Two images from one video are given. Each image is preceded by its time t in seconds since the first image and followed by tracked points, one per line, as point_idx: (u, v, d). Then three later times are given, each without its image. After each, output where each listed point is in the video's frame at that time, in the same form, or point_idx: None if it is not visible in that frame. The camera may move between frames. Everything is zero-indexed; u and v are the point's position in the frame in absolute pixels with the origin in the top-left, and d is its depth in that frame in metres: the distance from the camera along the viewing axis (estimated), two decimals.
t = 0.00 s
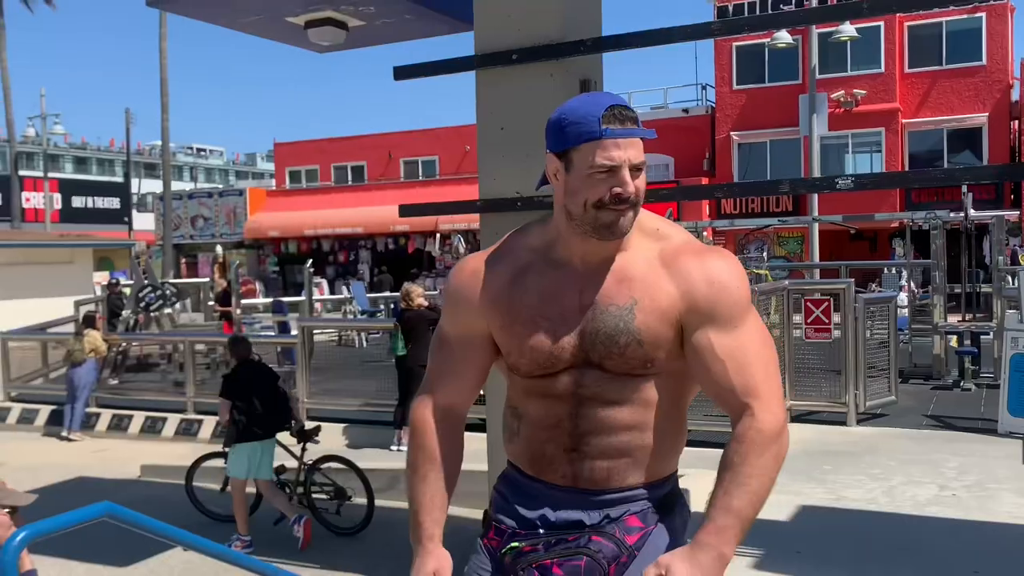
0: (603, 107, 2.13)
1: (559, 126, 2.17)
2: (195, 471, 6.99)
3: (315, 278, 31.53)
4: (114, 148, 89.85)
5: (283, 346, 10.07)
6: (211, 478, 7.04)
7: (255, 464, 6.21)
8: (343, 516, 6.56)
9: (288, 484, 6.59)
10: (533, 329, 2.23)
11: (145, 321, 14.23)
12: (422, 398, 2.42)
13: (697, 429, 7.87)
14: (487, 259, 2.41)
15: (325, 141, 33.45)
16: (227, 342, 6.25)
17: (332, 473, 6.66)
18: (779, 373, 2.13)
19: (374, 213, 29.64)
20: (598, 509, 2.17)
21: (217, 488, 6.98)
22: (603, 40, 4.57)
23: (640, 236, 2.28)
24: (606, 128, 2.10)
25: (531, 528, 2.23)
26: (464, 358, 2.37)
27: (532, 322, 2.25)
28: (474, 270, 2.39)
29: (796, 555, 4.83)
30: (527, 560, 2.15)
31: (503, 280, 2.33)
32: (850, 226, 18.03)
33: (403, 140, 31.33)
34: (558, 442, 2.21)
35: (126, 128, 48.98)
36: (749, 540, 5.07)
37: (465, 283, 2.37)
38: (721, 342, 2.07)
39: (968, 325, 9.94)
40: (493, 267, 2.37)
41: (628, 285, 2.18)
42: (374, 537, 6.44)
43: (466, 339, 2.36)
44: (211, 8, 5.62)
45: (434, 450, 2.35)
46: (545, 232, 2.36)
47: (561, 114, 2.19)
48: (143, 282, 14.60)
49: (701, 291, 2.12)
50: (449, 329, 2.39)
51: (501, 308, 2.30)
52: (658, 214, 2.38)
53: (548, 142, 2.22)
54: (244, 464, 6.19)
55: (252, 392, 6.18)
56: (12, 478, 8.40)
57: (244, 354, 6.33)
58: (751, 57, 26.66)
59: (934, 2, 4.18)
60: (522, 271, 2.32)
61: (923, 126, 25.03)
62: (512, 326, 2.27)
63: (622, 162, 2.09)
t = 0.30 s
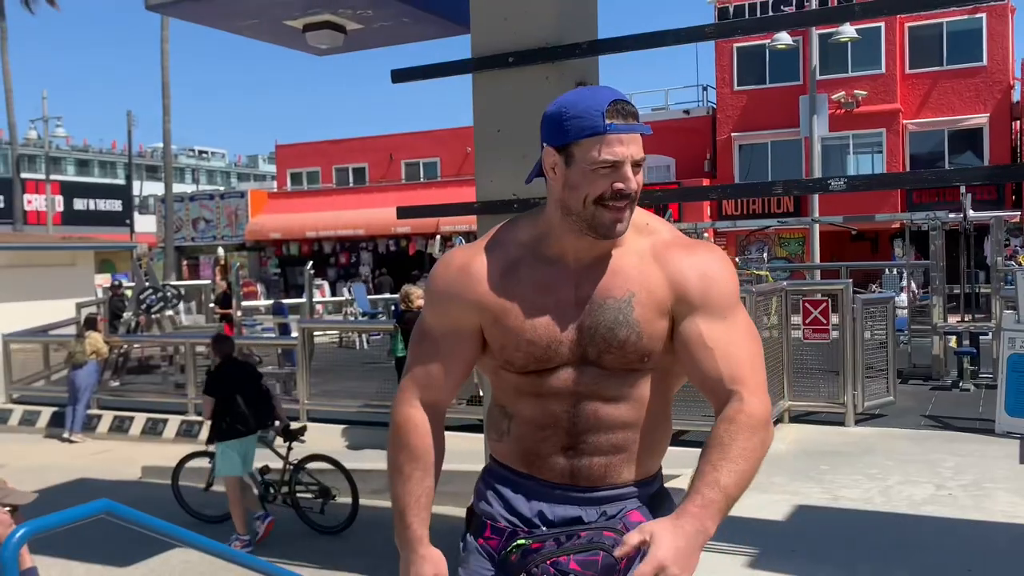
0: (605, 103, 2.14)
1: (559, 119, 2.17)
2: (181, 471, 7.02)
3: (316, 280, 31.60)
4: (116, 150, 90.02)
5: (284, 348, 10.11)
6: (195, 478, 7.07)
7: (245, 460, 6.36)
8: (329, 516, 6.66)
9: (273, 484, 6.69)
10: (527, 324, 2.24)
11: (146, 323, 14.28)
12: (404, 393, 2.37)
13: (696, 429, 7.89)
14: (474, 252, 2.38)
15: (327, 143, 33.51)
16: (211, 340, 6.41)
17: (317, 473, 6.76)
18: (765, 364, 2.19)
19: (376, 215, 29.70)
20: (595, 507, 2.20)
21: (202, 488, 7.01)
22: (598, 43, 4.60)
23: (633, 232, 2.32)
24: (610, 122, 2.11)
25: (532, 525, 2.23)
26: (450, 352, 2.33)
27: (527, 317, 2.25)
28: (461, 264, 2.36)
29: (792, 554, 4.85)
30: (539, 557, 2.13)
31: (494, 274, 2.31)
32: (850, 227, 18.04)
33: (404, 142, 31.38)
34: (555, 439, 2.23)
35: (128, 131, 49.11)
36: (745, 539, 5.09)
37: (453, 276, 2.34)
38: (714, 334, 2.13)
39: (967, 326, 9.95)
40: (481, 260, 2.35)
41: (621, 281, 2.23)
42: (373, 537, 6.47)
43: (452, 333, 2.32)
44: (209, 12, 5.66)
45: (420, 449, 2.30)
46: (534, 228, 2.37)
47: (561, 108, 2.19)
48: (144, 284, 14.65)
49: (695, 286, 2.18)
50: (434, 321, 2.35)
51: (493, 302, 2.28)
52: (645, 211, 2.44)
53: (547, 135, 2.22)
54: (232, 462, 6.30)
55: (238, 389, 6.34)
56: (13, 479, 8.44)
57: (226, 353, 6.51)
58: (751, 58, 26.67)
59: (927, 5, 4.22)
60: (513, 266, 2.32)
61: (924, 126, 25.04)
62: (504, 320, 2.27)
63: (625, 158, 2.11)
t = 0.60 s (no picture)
0: (611, 110, 2.15)
1: (562, 125, 2.17)
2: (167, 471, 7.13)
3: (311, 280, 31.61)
4: (110, 151, 89.92)
5: (279, 348, 10.15)
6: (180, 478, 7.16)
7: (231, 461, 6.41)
8: (313, 515, 6.73)
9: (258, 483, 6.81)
10: (522, 330, 2.22)
11: (141, 324, 14.30)
12: (386, 402, 2.28)
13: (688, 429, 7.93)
14: (463, 256, 2.32)
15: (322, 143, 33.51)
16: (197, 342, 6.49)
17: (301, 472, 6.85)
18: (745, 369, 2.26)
19: (371, 215, 29.72)
20: (586, 510, 2.22)
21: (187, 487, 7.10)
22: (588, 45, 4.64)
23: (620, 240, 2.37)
24: (617, 129, 2.13)
25: (526, 534, 2.22)
26: (439, 358, 2.26)
27: (520, 324, 2.23)
28: (451, 268, 2.29)
29: (783, 552, 4.89)
30: (543, 566, 2.09)
31: (487, 280, 2.26)
32: (843, 227, 18.10)
33: (399, 142, 31.40)
34: (548, 446, 2.22)
35: (122, 132, 49.12)
36: (736, 538, 5.13)
37: (442, 279, 2.26)
38: (703, 339, 2.20)
39: (958, 325, 10.01)
40: (472, 265, 2.29)
41: (613, 289, 2.26)
42: (367, 537, 6.50)
43: (444, 340, 2.25)
44: (202, 14, 5.69)
45: (405, 460, 2.23)
46: (521, 234, 2.35)
47: (564, 112, 2.18)
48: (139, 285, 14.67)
49: (683, 293, 2.25)
50: (423, 327, 2.26)
51: (487, 308, 2.23)
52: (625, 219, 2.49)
53: (547, 139, 2.21)
54: (218, 463, 6.37)
55: (222, 392, 6.38)
56: (7, 480, 8.45)
57: (210, 354, 6.55)
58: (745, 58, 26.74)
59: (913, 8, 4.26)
60: (505, 273, 2.29)
61: (917, 126, 25.12)
62: (498, 328, 2.23)
63: (630, 165, 2.12)
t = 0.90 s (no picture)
0: (611, 111, 2.18)
1: (562, 122, 2.16)
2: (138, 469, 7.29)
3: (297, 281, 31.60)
4: (94, 151, 89.48)
5: (264, 349, 10.23)
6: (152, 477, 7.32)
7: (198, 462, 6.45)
8: (282, 513, 6.84)
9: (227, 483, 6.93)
10: (516, 332, 2.18)
11: (126, 326, 14.29)
12: (373, 413, 2.14)
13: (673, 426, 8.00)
14: (449, 255, 2.20)
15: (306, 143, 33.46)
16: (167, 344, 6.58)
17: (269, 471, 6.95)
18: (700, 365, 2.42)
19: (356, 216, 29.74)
20: (572, 509, 2.25)
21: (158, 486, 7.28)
22: (567, 49, 4.71)
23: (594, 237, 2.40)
24: (619, 129, 2.17)
25: (519, 538, 2.19)
26: (431, 365, 2.14)
27: (513, 326, 2.18)
28: (440, 269, 2.16)
29: (760, 547, 4.98)
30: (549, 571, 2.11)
31: (479, 281, 2.18)
32: (825, 226, 18.25)
33: (384, 142, 31.39)
34: (539, 449, 2.22)
35: (106, 133, 48.92)
36: (713, 534, 5.22)
37: (433, 282, 2.14)
38: (671, 339, 2.34)
39: (936, 324, 10.14)
40: (460, 264, 2.18)
41: (597, 290, 2.29)
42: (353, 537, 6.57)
43: (438, 346, 2.14)
44: (185, 18, 5.72)
45: (394, 475, 2.12)
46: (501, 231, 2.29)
47: (561, 110, 2.18)
48: (124, 287, 14.65)
49: (654, 294, 2.35)
50: (415, 334, 2.13)
51: (480, 311, 2.15)
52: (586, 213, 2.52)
53: (543, 136, 2.19)
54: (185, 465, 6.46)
55: (188, 396, 6.46)
56: None
57: (178, 357, 6.61)
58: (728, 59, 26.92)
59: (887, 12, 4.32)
60: (493, 273, 2.22)
61: (898, 127, 25.37)
62: (493, 332, 2.17)
63: (628, 164, 2.16)
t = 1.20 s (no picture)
0: (605, 115, 2.15)
1: (555, 126, 2.11)
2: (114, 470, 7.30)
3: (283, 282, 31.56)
4: (77, 152, 89.02)
5: (249, 350, 10.27)
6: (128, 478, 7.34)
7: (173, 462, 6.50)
8: (258, 513, 6.91)
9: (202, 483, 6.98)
10: (513, 335, 2.10)
11: (111, 327, 14.25)
12: (363, 423, 1.98)
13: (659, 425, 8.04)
14: (439, 259, 2.08)
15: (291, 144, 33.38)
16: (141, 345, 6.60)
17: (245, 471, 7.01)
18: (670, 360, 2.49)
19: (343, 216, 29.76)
20: (567, 509, 2.22)
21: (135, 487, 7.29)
22: (551, 51, 4.76)
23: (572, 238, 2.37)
24: (613, 132, 2.15)
25: (523, 541, 2.13)
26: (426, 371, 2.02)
27: (509, 329, 2.10)
28: (433, 272, 2.04)
29: (741, 543, 5.04)
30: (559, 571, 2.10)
31: (475, 285, 2.08)
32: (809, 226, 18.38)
33: (370, 142, 31.36)
34: (536, 452, 2.15)
35: (90, 133, 48.67)
36: (696, 530, 5.28)
37: (428, 284, 2.02)
38: (651, 337, 2.39)
39: (917, 322, 10.24)
40: (452, 266, 2.07)
41: (586, 290, 2.27)
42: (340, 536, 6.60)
43: (435, 350, 2.02)
44: (169, 19, 5.72)
45: (387, 487, 1.98)
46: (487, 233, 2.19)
47: (552, 115, 2.13)
48: (109, 288, 14.62)
49: (633, 293, 2.38)
50: (408, 339, 1.99)
51: (479, 316, 2.06)
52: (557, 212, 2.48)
53: (537, 139, 2.13)
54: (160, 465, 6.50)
55: (163, 396, 6.50)
56: None
57: (152, 359, 6.67)
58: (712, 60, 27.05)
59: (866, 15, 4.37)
60: (486, 276, 2.12)
61: (881, 127, 25.57)
62: (489, 336, 2.07)
63: (620, 166, 2.14)
